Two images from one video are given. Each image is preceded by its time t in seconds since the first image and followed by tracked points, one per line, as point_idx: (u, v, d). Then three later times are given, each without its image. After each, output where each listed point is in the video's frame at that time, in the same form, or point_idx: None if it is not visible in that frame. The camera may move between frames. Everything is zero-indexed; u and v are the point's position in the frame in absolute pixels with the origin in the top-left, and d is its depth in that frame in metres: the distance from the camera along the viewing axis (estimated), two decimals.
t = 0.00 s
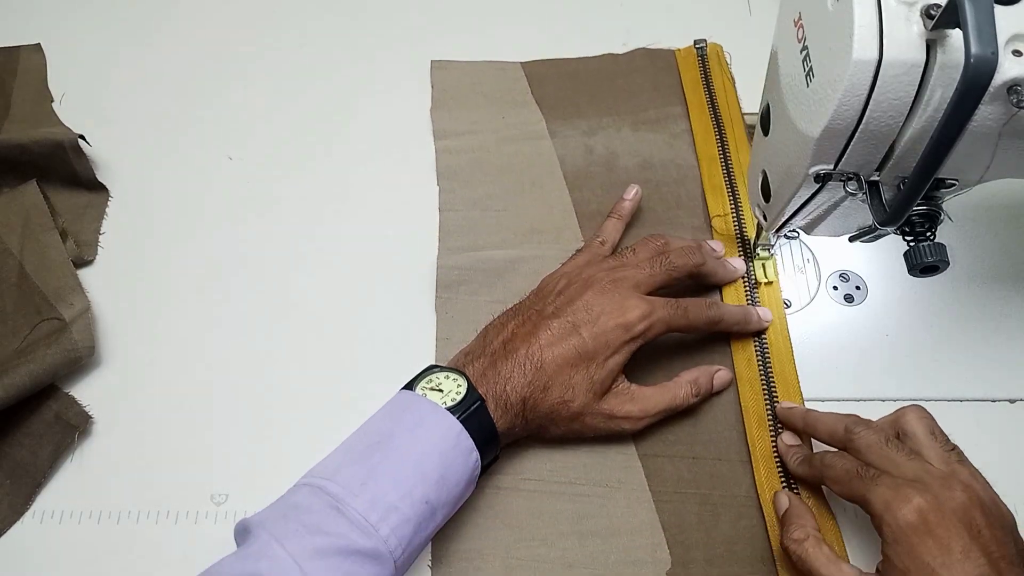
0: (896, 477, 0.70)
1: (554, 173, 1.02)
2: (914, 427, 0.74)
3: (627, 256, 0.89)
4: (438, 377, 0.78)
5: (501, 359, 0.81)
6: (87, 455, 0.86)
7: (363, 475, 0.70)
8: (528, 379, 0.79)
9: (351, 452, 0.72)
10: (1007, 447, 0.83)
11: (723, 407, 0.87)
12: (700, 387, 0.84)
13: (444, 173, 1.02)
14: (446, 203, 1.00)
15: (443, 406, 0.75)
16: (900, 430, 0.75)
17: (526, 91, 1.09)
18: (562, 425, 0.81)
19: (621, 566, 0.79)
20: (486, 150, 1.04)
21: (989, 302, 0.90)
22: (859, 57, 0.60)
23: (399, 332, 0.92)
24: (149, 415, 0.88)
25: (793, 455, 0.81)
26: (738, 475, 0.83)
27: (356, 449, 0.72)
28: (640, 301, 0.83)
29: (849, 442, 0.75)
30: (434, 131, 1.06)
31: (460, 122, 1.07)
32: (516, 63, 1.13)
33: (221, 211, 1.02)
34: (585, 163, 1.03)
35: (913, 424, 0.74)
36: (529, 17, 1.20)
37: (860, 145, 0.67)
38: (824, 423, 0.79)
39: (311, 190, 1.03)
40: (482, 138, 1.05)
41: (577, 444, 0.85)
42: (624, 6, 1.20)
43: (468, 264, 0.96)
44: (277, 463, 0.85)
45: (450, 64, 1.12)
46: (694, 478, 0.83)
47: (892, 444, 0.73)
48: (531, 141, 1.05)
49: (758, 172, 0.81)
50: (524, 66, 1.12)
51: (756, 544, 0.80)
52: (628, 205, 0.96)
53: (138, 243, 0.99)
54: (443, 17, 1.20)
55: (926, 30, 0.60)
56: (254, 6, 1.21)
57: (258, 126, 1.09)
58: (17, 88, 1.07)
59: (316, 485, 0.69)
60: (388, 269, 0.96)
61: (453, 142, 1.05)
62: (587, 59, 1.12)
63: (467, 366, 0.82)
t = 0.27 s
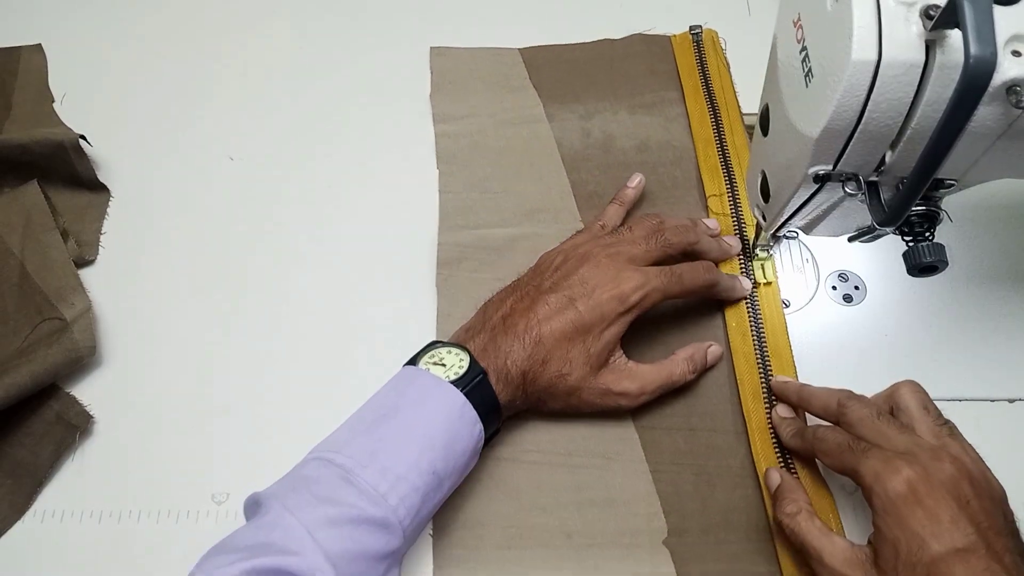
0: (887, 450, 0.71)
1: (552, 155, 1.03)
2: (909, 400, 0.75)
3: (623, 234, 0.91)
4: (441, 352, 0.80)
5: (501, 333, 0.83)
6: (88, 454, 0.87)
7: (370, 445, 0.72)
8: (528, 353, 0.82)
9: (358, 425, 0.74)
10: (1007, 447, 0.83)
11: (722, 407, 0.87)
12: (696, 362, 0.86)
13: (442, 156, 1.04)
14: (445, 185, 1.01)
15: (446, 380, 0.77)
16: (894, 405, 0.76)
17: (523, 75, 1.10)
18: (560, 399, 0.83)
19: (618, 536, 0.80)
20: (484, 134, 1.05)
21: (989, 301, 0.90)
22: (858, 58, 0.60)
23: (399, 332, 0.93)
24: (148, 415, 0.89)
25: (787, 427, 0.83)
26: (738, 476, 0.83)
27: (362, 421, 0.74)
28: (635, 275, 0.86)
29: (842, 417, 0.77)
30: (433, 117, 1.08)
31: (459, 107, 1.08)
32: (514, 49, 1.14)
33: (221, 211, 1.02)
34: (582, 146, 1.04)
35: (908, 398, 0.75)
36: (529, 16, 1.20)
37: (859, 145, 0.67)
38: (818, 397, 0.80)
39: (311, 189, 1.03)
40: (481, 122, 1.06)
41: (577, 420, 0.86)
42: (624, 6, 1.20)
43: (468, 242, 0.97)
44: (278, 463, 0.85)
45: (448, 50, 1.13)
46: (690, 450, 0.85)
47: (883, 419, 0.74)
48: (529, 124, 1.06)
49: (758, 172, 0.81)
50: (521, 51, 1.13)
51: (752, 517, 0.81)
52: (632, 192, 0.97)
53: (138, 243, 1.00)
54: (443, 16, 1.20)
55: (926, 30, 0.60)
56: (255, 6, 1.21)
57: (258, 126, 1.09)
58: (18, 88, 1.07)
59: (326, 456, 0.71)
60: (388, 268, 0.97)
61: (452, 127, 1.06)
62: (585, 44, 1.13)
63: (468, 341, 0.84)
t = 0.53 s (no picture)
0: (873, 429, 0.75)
1: (549, 140, 1.06)
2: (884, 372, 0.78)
3: (623, 215, 0.93)
4: (447, 332, 0.80)
5: (503, 316, 0.84)
6: (88, 454, 0.87)
7: (376, 428, 0.72)
8: (529, 334, 0.83)
9: (364, 405, 0.74)
10: (1006, 447, 0.83)
11: (723, 408, 0.87)
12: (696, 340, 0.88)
13: (440, 141, 1.06)
14: (445, 168, 1.03)
15: (456, 360, 0.77)
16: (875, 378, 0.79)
17: (520, 62, 1.13)
18: (560, 378, 0.85)
19: (618, 507, 0.82)
20: (482, 118, 1.08)
21: (988, 300, 0.90)
22: (857, 58, 0.60)
23: (399, 332, 0.93)
24: (150, 415, 0.89)
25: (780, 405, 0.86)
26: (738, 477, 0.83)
27: (367, 401, 0.74)
28: (634, 256, 0.88)
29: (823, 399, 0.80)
30: (432, 101, 1.10)
31: (457, 91, 1.10)
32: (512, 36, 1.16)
33: (222, 211, 1.02)
34: (578, 129, 1.07)
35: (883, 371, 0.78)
36: (529, 15, 1.20)
37: (858, 145, 0.67)
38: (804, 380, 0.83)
39: (311, 189, 1.03)
40: (479, 104, 1.09)
41: (577, 395, 0.88)
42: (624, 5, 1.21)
43: (467, 225, 0.99)
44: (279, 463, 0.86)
45: (446, 38, 1.15)
46: (687, 423, 0.86)
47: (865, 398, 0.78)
48: (526, 109, 1.08)
49: (757, 172, 0.81)
50: (518, 39, 1.15)
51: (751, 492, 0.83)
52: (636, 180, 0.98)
53: (139, 243, 1.00)
54: (443, 15, 1.20)
55: (925, 30, 0.60)
56: (255, 6, 1.21)
57: (259, 126, 1.09)
58: (19, 89, 1.08)
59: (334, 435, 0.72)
60: (388, 267, 0.97)
61: (449, 112, 1.09)
62: (579, 31, 1.16)
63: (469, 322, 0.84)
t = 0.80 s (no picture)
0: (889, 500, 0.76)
1: (549, 140, 1.06)
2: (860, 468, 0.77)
3: (599, 314, 0.86)
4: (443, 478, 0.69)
5: (523, 458, 0.72)
6: (88, 454, 0.87)
7: None
8: (557, 460, 0.72)
9: (357, 556, 0.65)
10: (1006, 447, 0.83)
11: (724, 407, 0.87)
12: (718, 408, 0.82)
13: (441, 140, 1.06)
14: (445, 168, 1.04)
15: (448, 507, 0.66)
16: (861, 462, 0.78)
17: (520, 61, 1.13)
18: (602, 489, 0.74)
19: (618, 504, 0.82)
20: (483, 118, 1.08)
21: (988, 301, 0.90)
22: (857, 58, 0.60)
23: (399, 332, 0.93)
24: (149, 415, 0.89)
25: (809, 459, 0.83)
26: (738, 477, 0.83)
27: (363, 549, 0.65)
28: (644, 334, 0.81)
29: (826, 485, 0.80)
30: (432, 101, 1.10)
31: (457, 91, 1.10)
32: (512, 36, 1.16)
33: (222, 211, 1.02)
34: (578, 129, 1.07)
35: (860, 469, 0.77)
36: (529, 15, 1.20)
37: (858, 145, 0.67)
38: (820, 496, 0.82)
39: (311, 190, 1.03)
40: (479, 105, 1.09)
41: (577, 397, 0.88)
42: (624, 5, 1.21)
43: (468, 225, 0.99)
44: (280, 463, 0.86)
45: (446, 38, 1.16)
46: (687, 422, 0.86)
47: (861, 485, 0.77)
48: (526, 109, 1.08)
49: (758, 172, 0.81)
50: (518, 39, 1.15)
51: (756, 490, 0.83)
52: (600, 285, 0.90)
53: (139, 243, 1.00)
54: (443, 15, 1.20)
55: (925, 30, 0.60)
56: (255, 5, 1.22)
57: (259, 125, 1.09)
58: (19, 89, 1.08)
59: None
60: (388, 267, 0.97)
61: (449, 112, 1.09)
62: (578, 31, 1.16)
63: (482, 466, 0.72)
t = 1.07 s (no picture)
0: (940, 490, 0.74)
1: (548, 141, 1.06)
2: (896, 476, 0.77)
3: (588, 381, 0.84)
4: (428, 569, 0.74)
5: (504, 536, 0.75)
6: (88, 454, 0.87)
7: None
8: (536, 547, 0.74)
9: None
10: (1007, 446, 0.83)
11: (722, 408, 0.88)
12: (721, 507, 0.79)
13: (441, 140, 1.06)
14: (445, 168, 1.04)
15: None
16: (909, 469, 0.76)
17: (519, 61, 1.13)
18: None
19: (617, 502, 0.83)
20: (483, 119, 1.08)
21: (988, 300, 0.90)
22: (857, 58, 0.60)
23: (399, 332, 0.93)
24: (149, 415, 0.89)
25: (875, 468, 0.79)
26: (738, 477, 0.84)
27: None
28: (625, 426, 0.79)
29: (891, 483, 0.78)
30: (432, 101, 1.10)
31: (457, 91, 1.10)
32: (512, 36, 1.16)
33: (222, 211, 1.02)
34: (578, 129, 1.07)
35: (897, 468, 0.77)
36: (529, 15, 1.20)
37: (858, 145, 0.67)
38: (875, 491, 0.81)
39: (311, 189, 1.03)
40: (479, 105, 1.09)
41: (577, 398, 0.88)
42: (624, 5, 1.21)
43: (468, 226, 0.99)
44: (280, 463, 0.86)
45: (446, 38, 1.16)
46: (688, 422, 0.87)
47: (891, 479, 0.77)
48: (525, 110, 1.08)
49: (758, 173, 0.81)
50: (518, 39, 1.15)
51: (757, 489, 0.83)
52: (589, 329, 0.89)
53: (139, 243, 1.00)
54: (443, 14, 1.20)
55: (925, 30, 0.60)
56: (256, 5, 1.22)
57: (259, 125, 1.09)
58: (19, 88, 1.08)
59: None
60: (388, 267, 0.97)
61: (449, 112, 1.09)
62: (578, 30, 1.16)
63: (467, 557, 0.76)
